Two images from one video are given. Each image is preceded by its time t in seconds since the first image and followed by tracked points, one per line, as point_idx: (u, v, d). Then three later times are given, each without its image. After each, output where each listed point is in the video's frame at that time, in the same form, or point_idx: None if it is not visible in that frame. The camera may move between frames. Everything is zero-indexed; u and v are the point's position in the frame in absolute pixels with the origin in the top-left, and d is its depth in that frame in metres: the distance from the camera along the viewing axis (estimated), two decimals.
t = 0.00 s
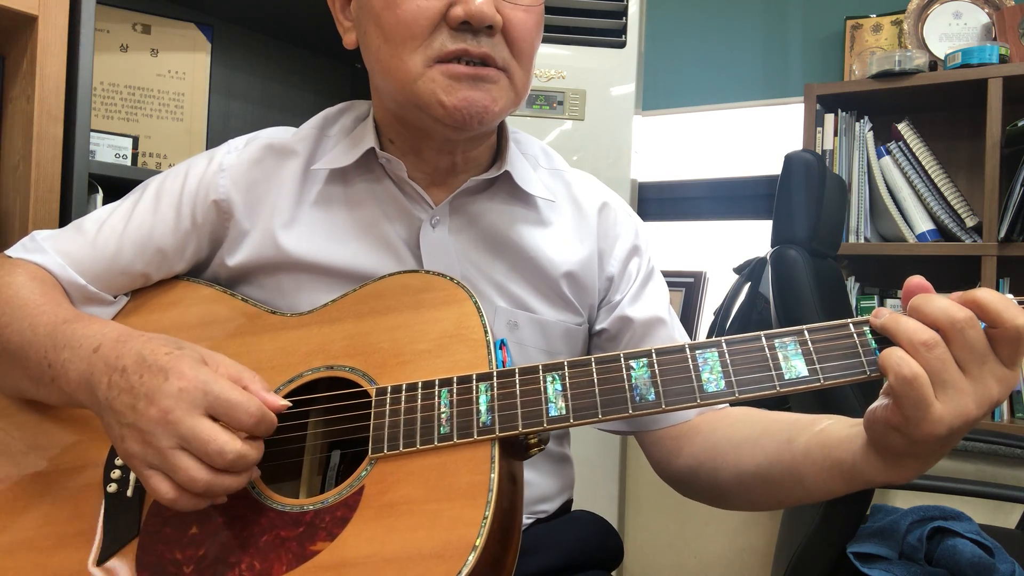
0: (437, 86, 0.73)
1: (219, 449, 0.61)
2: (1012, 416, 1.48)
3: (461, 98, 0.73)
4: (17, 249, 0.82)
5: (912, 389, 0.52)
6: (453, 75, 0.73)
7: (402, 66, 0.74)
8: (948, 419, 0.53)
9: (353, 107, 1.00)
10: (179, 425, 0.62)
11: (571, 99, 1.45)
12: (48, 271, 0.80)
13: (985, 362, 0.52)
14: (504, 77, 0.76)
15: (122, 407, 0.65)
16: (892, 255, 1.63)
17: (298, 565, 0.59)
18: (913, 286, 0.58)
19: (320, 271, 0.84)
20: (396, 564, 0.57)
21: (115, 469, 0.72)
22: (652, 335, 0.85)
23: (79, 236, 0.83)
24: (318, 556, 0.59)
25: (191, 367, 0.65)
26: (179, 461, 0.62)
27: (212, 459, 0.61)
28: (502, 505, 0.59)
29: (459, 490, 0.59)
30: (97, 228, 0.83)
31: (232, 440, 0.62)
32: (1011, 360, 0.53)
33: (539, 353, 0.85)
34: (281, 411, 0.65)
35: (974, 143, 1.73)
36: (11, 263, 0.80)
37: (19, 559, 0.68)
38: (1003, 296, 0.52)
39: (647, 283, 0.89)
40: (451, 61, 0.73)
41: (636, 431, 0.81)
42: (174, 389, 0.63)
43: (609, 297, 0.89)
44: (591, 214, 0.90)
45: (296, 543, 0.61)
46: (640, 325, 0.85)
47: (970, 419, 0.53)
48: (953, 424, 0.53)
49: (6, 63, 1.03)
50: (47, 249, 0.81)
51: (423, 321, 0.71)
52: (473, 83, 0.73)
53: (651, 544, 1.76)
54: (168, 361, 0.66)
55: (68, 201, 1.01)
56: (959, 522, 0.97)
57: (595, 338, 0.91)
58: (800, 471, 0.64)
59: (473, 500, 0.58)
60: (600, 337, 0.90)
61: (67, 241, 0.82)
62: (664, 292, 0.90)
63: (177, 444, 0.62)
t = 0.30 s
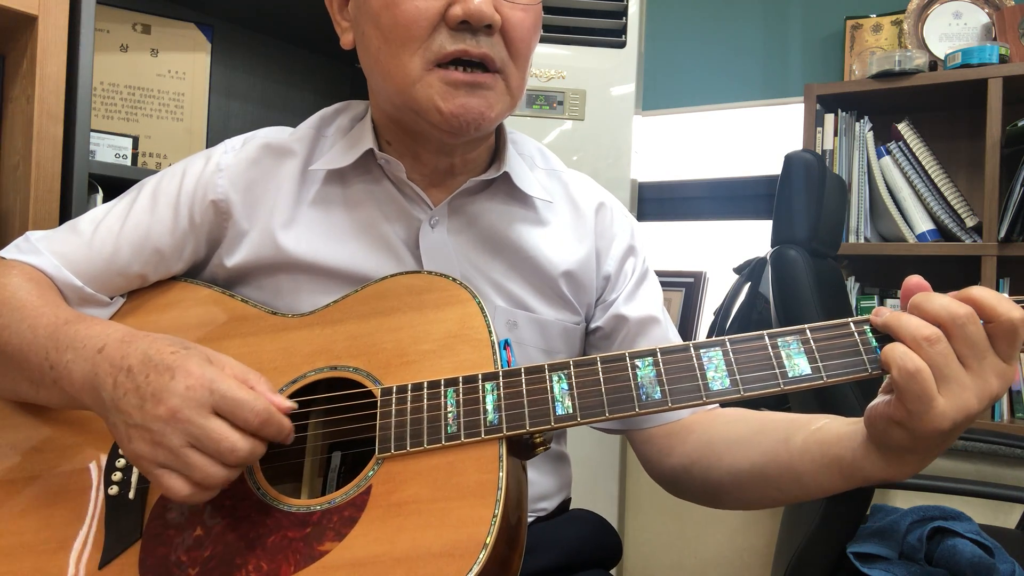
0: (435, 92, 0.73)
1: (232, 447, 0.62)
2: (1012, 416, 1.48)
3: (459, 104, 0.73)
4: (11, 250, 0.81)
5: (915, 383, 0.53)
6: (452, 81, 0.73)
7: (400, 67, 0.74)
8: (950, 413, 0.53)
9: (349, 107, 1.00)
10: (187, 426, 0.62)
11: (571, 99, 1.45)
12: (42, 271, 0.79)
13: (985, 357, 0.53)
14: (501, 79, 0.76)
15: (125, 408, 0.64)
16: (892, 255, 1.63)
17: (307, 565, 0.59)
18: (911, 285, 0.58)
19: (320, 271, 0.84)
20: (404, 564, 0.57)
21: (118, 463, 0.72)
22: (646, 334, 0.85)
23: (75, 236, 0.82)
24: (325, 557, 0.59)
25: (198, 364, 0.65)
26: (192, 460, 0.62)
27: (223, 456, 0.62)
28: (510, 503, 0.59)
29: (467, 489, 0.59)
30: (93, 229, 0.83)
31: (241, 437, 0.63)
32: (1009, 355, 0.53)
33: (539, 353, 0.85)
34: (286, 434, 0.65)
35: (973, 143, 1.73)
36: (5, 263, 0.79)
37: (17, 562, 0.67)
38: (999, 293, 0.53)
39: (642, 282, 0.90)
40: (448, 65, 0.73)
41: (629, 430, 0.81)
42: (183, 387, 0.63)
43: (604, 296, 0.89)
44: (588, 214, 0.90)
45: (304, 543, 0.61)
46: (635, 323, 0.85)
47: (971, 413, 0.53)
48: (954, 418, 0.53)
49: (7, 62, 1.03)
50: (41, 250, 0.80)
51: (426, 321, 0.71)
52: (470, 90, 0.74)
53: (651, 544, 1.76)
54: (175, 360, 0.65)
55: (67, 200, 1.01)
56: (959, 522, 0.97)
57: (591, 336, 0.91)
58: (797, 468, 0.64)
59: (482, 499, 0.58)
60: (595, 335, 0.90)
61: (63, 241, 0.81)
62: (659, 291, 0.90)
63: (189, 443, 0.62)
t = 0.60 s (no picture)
0: (429, 88, 0.73)
1: (233, 444, 0.62)
2: (1012, 416, 1.48)
3: (452, 99, 0.73)
4: (10, 252, 0.81)
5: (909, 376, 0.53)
6: (444, 77, 0.73)
7: (394, 65, 0.74)
8: (946, 408, 0.53)
9: (346, 108, 1.00)
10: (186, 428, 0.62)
11: (571, 99, 1.45)
12: (41, 273, 0.79)
13: (983, 352, 0.53)
14: (495, 75, 0.76)
15: (124, 409, 0.65)
16: (892, 255, 1.63)
17: (303, 565, 0.59)
18: (908, 282, 0.58)
19: (318, 272, 0.84)
20: (401, 564, 0.57)
21: (118, 460, 0.73)
22: (643, 334, 0.85)
23: (73, 237, 0.82)
24: (321, 557, 0.59)
25: (199, 364, 0.66)
26: (197, 460, 0.62)
27: (226, 455, 0.62)
28: (506, 503, 0.59)
29: (464, 488, 0.59)
30: (92, 230, 0.83)
31: (243, 433, 0.63)
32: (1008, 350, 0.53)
33: (537, 353, 0.85)
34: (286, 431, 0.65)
35: (973, 142, 1.73)
36: (4, 266, 0.79)
37: (17, 565, 0.67)
38: (997, 288, 0.53)
39: (639, 282, 0.90)
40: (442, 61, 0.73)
41: (626, 430, 0.81)
42: (186, 388, 0.63)
43: (602, 296, 0.90)
44: (587, 214, 0.90)
45: (300, 544, 0.61)
46: (632, 323, 0.85)
47: (968, 409, 0.53)
48: (950, 413, 0.53)
49: (7, 63, 1.03)
50: (40, 252, 0.80)
51: (423, 321, 0.71)
52: (464, 85, 0.74)
53: (651, 544, 1.76)
54: (175, 361, 0.66)
55: (67, 201, 1.01)
56: (959, 523, 0.97)
57: (589, 336, 0.92)
58: (793, 467, 0.64)
59: (478, 499, 0.58)
60: (593, 335, 0.90)
61: (61, 243, 0.82)
62: (657, 291, 0.90)
63: (193, 443, 0.63)
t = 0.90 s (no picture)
0: (430, 86, 0.73)
1: (227, 441, 0.62)
2: (1012, 416, 1.48)
3: (452, 97, 0.73)
4: (10, 254, 0.81)
5: (902, 369, 0.53)
6: (445, 75, 0.73)
7: (394, 64, 0.74)
8: (940, 402, 0.53)
9: (345, 108, 1.00)
10: (183, 428, 0.62)
11: (571, 99, 1.45)
12: (41, 274, 0.79)
13: (978, 348, 0.53)
14: (496, 74, 0.76)
15: (122, 410, 0.65)
16: (892, 255, 1.63)
17: (300, 565, 0.59)
18: (907, 279, 0.58)
19: (317, 272, 0.84)
20: (399, 564, 0.57)
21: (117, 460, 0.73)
22: (641, 332, 0.85)
23: (73, 239, 0.82)
24: (319, 557, 0.59)
25: (192, 363, 0.66)
26: (187, 457, 0.62)
27: (219, 452, 0.62)
28: (504, 501, 0.59)
29: (461, 487, 0.59)
30: (92, 231, 0.83)
31: (237, 432, 0.63)
32: (1002, 346, 0.53)
33: (536, 353, 0.85)
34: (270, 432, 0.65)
35: (973, 143, 1.73)
36: (5, 267, 0.79)
37: (16, 565, 0.67)
38: (992, 284, 0.53)
39: (638, 282, 0.90)
40: (442, 60, 0.73)
41: (624, 430, 0.82)
42: (177, 386, 0.64)
43: (601, 295, 0.90)
44: (585, 213, 0.91)
45: (298, 543, 0.61)
46: (630, 322, 0.85)
47: (962, 404, 0.53)
48: (944, 407, 0.53)
49: (6, 63, 1.03)
50: (40, 253, 0.80)
51: (422, 320, 0.71)
52: (464, 83, 0.73)
53: (651, 544, 1.76)
54: (168, 360, 0.66)
55: (67, 201, 1.01)
56: (960, 523, 0.97)
57: (588, 335, 0.92)
58: (791, 466, 0.64)
59: (476, 498, 0.58)
60: (591, 334, 0.90)
61: (62, 244, 0.82)
62: (656, 291, 0.90)
63: (183, 441, 0.63)
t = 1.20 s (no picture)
0: (480, 119, 0.73)
1: (225, 450, 0.62)
2: (1012, 416, 1.48)
3: (502, 131, 0.74)
4: (9, 255, 0.81)
5: (904, 365, 0.53)
6: (496, 108, 0.73)
7: (444, 97, 0.73)
8: (941, 400, 0.53)
9: (344, 109, 1.00)
10: (182, 429, 0.62)
11: (571, 99, 1.45)
12: (40, 275, 0.79)
13: (977, 347, 0.53)
14: (535, 104, 0.77)
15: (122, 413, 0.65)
16: (892, 255, 1.63)
17: (300, 564, 0.59)
18: (907, 279, 0.58)
19: (317, 273, 0.84)
20: (398, 563, 0.57)
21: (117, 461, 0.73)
22: (640, 332, 0.85)
23: (73, 239, 0.82)
24: (318, 556, 0.59)
25: (184, 372, 0.65)
26: (189, 466, 0.62)
27: (218, 461, 0.62)
28: (504, 500, 0.59)
29: (461, 487, 0.59)
30: (91, 232, 0.83)
31: (233, 440, 0.63)
32: (1000, 346, 0.53)
33: (536, 354, 0.85)
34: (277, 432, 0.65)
35: (973, 143, 1.73)
36: (4, 268, 0.79)
37: (16, 566, 0.67)
38: (991, 284, 0.53)
39: (637, 282, 0.90)
40: (491, 94, 0.74)
41: (624, 430, 0.82)
42: (170, 397, 0.63)
43: (600, 296, 0.90)
44: (586, 215, 0.91)
45: (298, 543, 0.61)
46: (629, 322, 0.85)
47: (961, 403, 0.54)
48: (944, 406, 0.53)
49: (6, 64, 1.03)
50: (40, 254, 0.80)
51: (421, 321, 0.71)
52: (512, 117, 0.74)
53: (651, 544, 1.76)
54: (161, 369, 0.65)
55: (67, 200, 1.01)
56: (960, 523, 0.97)
57: (587, 336, 0.92)
58: (791, 466, 0.64)
59: (476, 497, 0.58)
60: (591, 335, 0.90)
61: (61, 245, 0.82)
62: (655, 291, 0.90)
63: (182, 450, 0.63)
